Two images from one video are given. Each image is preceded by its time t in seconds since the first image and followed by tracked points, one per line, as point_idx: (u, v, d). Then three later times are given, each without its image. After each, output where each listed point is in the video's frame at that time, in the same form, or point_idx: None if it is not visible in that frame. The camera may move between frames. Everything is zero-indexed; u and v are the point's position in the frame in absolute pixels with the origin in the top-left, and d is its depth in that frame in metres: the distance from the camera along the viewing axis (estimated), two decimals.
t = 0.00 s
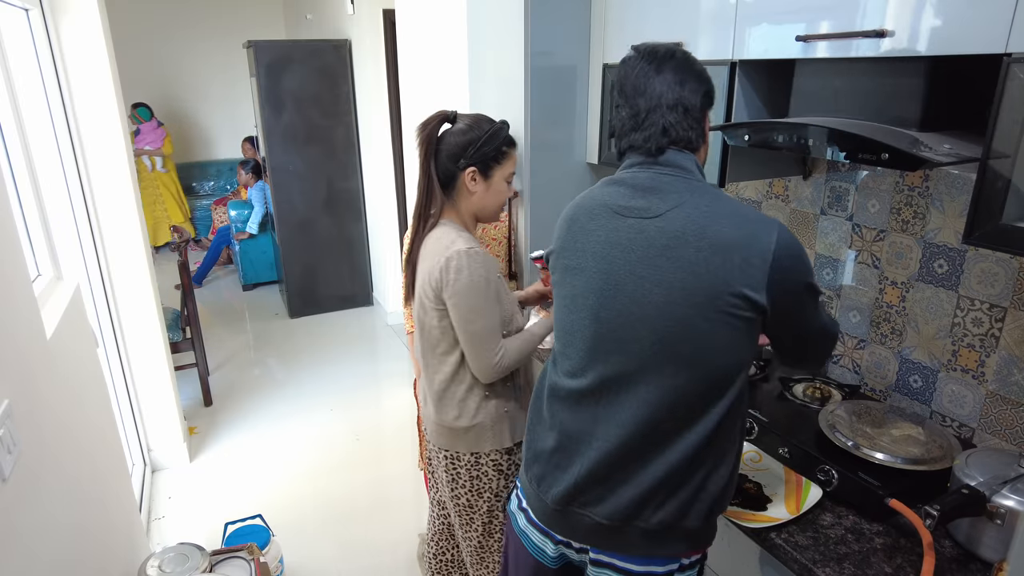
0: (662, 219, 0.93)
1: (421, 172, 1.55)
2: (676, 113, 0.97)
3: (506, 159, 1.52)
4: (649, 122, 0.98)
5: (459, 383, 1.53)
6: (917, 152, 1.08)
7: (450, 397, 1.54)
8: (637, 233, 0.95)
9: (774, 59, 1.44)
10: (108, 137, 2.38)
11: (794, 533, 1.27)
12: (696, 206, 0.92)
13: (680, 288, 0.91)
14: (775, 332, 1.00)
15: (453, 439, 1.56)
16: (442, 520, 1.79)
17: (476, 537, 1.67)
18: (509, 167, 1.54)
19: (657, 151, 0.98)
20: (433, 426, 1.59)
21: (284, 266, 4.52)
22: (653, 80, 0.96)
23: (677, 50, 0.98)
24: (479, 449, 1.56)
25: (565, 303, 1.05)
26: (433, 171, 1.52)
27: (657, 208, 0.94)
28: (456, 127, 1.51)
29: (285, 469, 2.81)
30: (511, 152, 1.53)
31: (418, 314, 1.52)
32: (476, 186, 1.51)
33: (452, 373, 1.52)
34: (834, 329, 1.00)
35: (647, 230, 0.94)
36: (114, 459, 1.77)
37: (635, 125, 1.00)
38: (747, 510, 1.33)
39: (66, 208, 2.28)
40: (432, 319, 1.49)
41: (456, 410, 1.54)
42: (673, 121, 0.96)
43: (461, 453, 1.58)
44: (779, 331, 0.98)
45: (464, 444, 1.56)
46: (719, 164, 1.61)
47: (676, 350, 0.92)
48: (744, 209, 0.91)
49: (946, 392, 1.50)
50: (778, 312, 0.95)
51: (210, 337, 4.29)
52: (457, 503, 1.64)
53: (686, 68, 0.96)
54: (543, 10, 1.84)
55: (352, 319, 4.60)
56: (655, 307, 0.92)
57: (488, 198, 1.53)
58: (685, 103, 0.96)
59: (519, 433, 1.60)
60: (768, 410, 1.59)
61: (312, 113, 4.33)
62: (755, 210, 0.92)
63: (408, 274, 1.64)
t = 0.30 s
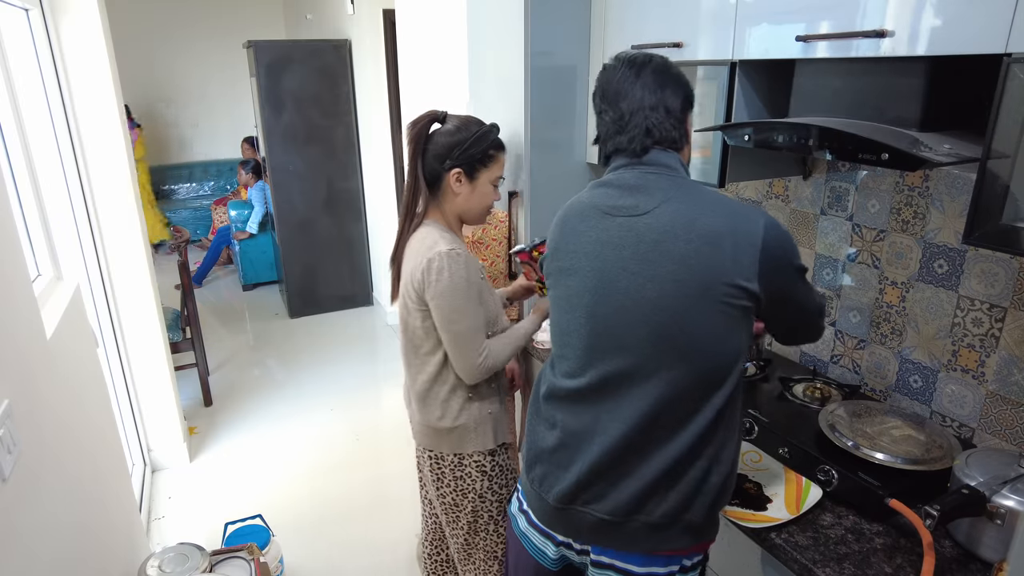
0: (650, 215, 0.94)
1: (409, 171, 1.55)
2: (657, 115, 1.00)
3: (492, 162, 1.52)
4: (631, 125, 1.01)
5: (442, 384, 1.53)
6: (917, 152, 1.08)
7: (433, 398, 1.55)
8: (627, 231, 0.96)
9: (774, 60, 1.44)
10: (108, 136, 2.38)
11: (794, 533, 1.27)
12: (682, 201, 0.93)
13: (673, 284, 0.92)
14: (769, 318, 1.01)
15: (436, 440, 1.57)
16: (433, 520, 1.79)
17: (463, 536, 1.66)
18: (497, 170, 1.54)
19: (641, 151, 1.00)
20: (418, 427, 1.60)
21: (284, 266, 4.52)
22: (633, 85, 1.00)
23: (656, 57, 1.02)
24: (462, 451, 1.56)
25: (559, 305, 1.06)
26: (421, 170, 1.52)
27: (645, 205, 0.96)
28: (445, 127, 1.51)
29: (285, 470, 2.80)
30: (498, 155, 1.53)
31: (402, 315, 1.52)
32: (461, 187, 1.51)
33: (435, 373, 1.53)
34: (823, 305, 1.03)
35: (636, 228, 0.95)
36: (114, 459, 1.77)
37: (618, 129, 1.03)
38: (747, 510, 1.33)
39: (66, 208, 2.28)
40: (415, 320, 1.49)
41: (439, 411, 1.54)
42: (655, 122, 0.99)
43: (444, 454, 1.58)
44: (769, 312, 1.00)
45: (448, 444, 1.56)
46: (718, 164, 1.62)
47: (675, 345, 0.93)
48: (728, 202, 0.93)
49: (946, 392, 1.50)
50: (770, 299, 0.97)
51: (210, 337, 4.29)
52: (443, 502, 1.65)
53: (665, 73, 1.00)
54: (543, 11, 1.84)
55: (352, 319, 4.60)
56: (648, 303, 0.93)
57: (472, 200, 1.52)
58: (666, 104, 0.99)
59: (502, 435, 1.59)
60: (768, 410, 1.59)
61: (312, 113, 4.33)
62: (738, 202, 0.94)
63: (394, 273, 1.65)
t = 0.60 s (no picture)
0: (642, 214, 0.95)
1: (401, 171, 1.54)
2: (643, 117, 1.02)
3: (485, 163, 1.52)
4: (619, 127, 1.04)
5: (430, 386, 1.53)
6: (917, 152, 1.08)
7: (422, 400, 1.55)
8: (621, 229, 0.97)
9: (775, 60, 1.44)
10: (108, 136, 2.38)
11: (794, 533, 1.27)
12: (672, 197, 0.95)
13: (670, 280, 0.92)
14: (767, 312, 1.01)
15: (425, 442, 1.57)
16: (427, 523, 1.79)
17: (458, 537, 1.66)
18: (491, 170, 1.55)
19: (630, 152, 1.03)
20: (408, 430, 1.60)
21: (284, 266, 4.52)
22: (618, 89, 1.03)
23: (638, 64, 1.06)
24: (452, 453, 1.56)
25: (556, 306, 1.06)
26: (412, 170, 1.52)
27: (637, 204, 0.97)
28: (437, 127, 1.50)
29: (285, 469, 2.80)
30: (491, 156, 1.53)
31: (392, 316, 1.51)
32: (454, 187, 1.51)
33: (421, 376, 1.52)
34: (822, 301, 1.03)
35: (629, 225, 0.96)
36: (114, 459, 1.77)
37: (605, 132, 1.05)
38: (747, 510, 1.33)
39: (66, 208, 2.28)
40: (405, 319, 1.49)
41: (430, 413, 1.54)
42: (642, 123, 1.02)
43: (434, 457, 1.58)
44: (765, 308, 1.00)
45: (437, 446, 1.56)
46: (718, 164, 1.62)
47: (675, 342, 0.94)
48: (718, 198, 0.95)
49: (946, 392, 1.50)
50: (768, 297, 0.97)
51: (210, 337, 4.29)
52: (436, 505, 1.64)
53: (648, 77, 1.03)
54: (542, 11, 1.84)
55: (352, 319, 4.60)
56: (646, 300, 0.93)
57: (465, 200, 1.53)
58: (651, 106, 1.03)
59: (492, 437, 1.59)
60: (768, 410, 1.59)
61: (312, 113, 4.33)
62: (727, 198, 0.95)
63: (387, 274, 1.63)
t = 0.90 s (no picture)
0: (647, 212, 0.96)
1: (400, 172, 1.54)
2: (640, 119, 1.03)
3: (485, 161, 1.51)
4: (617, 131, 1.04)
5: (433, 388, 1.53)
6: (917, 152, 1.08)
7: (424, 404, 1.55)
8: (626, 228, 0.97)
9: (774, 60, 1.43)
10: (108, 136, 2.38)
11: (794, 533, 1.27)
12: (676, 196, 0.96)
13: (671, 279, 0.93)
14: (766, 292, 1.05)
15: (423, 445, 1.57)
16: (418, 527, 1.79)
17: (449, 543, 1.66)
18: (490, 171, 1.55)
19: (628, 155, 1.04)
20: (405, 432, 1.60)
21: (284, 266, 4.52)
22: (615, 94, 1.04)
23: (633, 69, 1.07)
24: (449, 457, 1.57)
25: (559, 306, 1.05)
26: (412, 171, 1.52)
27: (641, 202, 0.97)
28: (435, 127, 1.50)
29: (285, 469, 2.81)
30: (491, 154, 1.53)
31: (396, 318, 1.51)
32: (455, 187, 1.51)
33: (424, 378, 1.53)
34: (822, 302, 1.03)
35: (634, 224, 0.96)
36: (114, 459, 1.77)
37: (603, 136, 1.06)
38: (747, 510, 1.33)
39: (66, 208, 2.28)
40: (410, 322, 1.49)
41: (430, 415, 1.54)
42: (640, 126, 1.03)
43: (431, 461, 1.58)
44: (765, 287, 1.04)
45: (435, 450, 1.56)
46: (719, 164, 1.63)
47: (676, 342, 0.94)
48: (718, 196, 0.96)
49: (946, 392, 1.50)
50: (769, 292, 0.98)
51: (210, 337, 4.29)
52: (428, 510, 1.64)
53: (644, 81, 1.04)
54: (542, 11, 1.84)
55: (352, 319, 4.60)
56: (650, 298, 0.94)
57: (466, 200, 1.53)
58: (648, 110, 1.04)
59: (490, 441, 1.60)
60: (768, 410, 1.59)
61: (312, 113, 4.33)
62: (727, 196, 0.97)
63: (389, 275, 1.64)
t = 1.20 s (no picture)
0: (649, 211, 0.96)
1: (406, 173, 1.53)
2: (639, 121, 1.03)
3: (492, 161, 1.51)
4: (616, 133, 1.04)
5: (431, 391, 1.53)
6: (917, 152, 1.08)
7: (421, 405, 1.54)
8: (629, 228, 0.97)
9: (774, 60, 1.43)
10: (108, 136, 2.38)
11: (794, 533, 1.27)
12: (678, 195, 0.96)
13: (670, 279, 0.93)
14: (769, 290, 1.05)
15: (416, 448, 1.57)
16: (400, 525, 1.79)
17: (435, 544, 1.67)
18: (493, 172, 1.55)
19: (628, 157, 1.04)
20: (397, 433, 1.59)
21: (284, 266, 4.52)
22: (613, 97, 1.05)
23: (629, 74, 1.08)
24: (442, 461, 1.57)
25: (561, 307, 1.05)
26: (418, 171, 1.52)
27: (643, 202, 0.97)
28: (441, 126, 1.49)
29: (285, 469, 2.81)
30: (498, 153, 1.53)
31: (397, 318, 1.51)
32: (462, 188, 1.51)
33: (424, 380, 1.52)
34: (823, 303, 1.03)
35: (637, 223, 0.96)
36: (114, 459, 1.77)
37: (602, 139, 1.06)
38: (747, 510, 1.33)
39: (66, 207, 2.28)
40: (412, 322, 1.49)
41: (425, 420, 1.54)
42: (639, 127, 1.03)
43: (423, 464, 1.58)
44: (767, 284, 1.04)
45: (428, 454, 1.57)
46: (719, 164, 1.62)
47: (677, 342, 0.94)
48: (720, 195, 0.96)
49: (946, 392, 1.50)
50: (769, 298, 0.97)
51: (210, 337, 4.29)
52: (415, 511, 1.65)
53: (641, 84, 1.05)
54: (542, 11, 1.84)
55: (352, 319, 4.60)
56: (652, 297, 0.94)
57: (472, 201, 1.53)
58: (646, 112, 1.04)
59: (484, 448, 1.61)
60: (768, 410, 1.59)
61: (312, 113, 4.33)
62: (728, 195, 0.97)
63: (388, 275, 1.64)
